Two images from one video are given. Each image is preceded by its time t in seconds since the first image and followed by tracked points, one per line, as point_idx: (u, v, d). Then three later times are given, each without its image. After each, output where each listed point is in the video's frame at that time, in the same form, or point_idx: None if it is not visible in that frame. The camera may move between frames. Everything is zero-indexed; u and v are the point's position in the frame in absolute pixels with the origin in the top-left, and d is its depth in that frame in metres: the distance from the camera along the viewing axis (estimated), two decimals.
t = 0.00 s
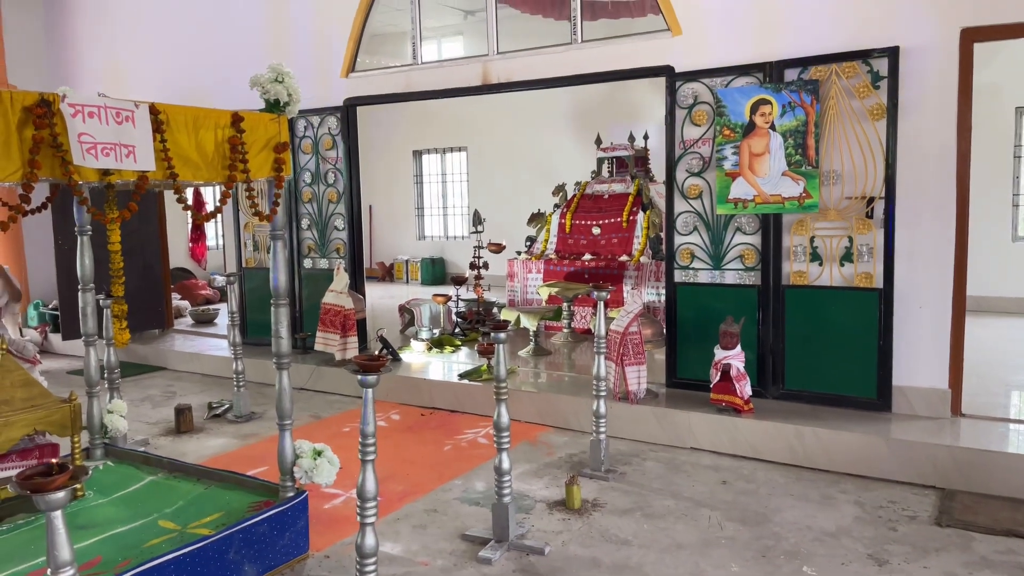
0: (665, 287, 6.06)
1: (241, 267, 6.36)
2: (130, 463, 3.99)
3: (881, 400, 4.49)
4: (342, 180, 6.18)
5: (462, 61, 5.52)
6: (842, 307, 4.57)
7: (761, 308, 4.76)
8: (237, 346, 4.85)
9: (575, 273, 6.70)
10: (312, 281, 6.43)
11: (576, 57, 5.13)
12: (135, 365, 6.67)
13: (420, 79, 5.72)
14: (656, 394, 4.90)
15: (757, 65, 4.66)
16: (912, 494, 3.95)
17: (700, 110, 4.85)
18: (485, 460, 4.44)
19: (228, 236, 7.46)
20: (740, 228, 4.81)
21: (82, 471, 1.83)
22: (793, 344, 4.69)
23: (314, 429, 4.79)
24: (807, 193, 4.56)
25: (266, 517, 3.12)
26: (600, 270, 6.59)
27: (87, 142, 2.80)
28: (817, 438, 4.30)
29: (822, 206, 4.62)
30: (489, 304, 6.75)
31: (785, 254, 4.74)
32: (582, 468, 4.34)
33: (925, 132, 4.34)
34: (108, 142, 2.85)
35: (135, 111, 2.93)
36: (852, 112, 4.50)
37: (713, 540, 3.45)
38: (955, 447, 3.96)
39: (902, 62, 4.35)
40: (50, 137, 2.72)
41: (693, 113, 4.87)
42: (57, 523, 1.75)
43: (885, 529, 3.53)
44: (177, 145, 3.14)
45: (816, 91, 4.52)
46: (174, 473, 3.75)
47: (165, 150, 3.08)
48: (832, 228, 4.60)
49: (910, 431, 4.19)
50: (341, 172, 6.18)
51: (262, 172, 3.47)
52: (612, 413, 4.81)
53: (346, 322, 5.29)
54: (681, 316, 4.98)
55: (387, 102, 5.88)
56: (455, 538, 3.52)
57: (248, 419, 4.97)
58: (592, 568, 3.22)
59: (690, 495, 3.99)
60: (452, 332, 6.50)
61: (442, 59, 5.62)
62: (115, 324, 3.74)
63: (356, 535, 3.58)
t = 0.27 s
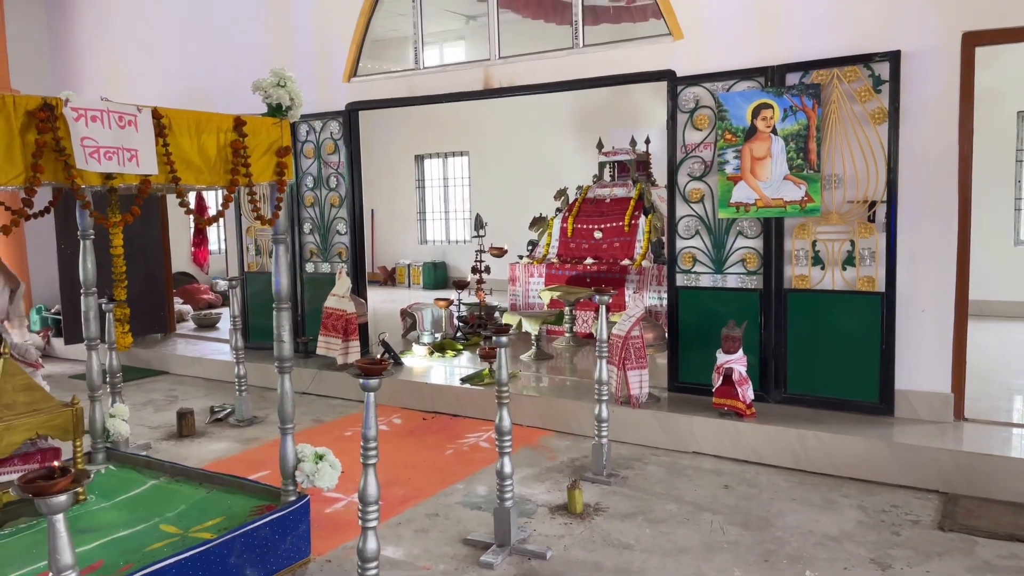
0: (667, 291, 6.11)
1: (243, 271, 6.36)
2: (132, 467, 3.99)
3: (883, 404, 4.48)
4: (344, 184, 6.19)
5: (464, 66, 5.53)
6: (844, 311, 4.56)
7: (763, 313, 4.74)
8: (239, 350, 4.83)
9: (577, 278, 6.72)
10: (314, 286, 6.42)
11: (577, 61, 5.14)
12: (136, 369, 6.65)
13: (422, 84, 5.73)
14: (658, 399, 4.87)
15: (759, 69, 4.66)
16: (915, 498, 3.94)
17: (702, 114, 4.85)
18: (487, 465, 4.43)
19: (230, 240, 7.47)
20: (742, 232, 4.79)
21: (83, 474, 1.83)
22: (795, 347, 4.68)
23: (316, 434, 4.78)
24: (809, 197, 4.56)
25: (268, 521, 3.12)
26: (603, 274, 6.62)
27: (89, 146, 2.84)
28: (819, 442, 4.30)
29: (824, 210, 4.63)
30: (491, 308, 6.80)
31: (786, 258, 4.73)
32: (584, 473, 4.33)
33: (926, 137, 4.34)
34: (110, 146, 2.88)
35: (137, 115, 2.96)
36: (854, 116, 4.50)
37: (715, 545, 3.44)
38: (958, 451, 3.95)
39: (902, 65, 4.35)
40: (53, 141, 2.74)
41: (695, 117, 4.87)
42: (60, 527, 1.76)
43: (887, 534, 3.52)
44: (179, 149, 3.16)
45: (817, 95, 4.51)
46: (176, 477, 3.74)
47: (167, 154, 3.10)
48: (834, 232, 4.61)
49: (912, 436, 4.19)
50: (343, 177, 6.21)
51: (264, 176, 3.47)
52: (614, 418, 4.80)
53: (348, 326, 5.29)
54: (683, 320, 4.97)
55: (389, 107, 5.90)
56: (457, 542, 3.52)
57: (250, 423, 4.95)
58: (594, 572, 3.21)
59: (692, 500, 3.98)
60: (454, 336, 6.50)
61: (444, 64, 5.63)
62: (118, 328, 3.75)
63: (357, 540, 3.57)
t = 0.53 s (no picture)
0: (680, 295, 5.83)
1: (227, 274, 6.03)
2: (106, 482, 3.65)
3: (913, 416, 4.17)
4: (334, 180, 5.86)
5: (462, 53, 5.22)
6: (870, 315, 4.24)
7: (783, 318, 4.43)
8: (220, 357, 4.52)
9: (584, 280, 6.40)
10: (302, 288, 6.11)
11: (582, 49, 4.82)
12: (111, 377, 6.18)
13: (417, 73, 5.42)
14: (671, 411, 4.55)
15: (778, 57, 4.35)
16: (948, 516, 3.64)
17: (717, 105, 4.53)
18: (488, 481, 4.10)
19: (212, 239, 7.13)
20: (760, 231, 4.48)
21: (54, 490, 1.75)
22: (818, 354, 4.37)
23: (303, 447, 4.46)
24: (832, 194, 4.26)
25: (251, 540, 2.78)
26: (610, 276, 6.35)
27: (62, 139, 2.57)
28: (844, 457, 3.99)
29: (848, 208, 4.31)
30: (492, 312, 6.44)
31: (808, 259, 4.41)
32: (591, 489, 4.02)
33: (958, 129, 4.04)
34: (84, 140, 2.60)
35: (113, 106, 2.69)
36: (881, 107, 4.18)
37: (732, 567, 3.14)
38: (994, 467, 3.64)
39: (932, 51, 4.04)
40: (22, 135, 2.50)
41: (709, 108, 4.55)
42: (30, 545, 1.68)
43: (919, 555, 3.23)
44: (157, 142, 2.86)
45: (840, 85, 4.20)
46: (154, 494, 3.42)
47: (145, 148, 2.81)
48: (858, 231, 4.29)
49: (943, 449, 3.89)
50: (333, 172, 5.87)
51: (249, 173, 3.18)
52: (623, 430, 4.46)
53: (338, 332, 4.97)
54: (698, 325, 4.65)
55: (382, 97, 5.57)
56: (453, 563, 3.21)
57: (233, 436, 4.66)
58: None
59: (707, 518, 3.67)
60: (452, 342, 6.20)
61: (441, 51, 5.31)
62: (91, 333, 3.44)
63: (348, 561, 3.25)
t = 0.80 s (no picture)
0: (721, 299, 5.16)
1: (163, 273, 5.13)
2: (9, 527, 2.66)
3: (1009, 449, 3.36)
4: (295, 159, 4.85)
5: (454, 4, 4.34)
6: (956, 325, 3.43)
7: (848, 327, 3.62)
8: (156, 374, 3.69)
9: (602, 281, 5.57)
10: (255, 292, 5.02)
11: None
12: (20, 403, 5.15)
13: (396, 26, 4.49)
14: (709, 442, 3.74)
15: (842, 7, 3.52)
16: None
17: (766, 66, 3.72)
18: (484, 527, 3.25)
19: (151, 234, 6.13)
20: (820, 221, 3.67)
21: None
22: (890, 372, 3.56)
23: (255, 488, 3.62)
24: (908, 174, 3.44)
25: None
26: (635, 276, 5.47)
27: None
28: (923, 499, 3.19)
29: (927, 192, 3.48)
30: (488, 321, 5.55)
31: (877, 255, 3.59)
32: (611, 539, 3.18)
33: None
34: None
35: (23, 67, 2.17)
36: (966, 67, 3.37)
37: None
38: None
39: None
40: None
41: (758, 70, 3.73)
42: None
43: None
44: (79, 113, 2.32)
45: (919, 40, 3.39)
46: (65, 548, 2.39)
47: (63, 119, 2.26)
48: (941, 221, 3.46)
49: None
50: (294, 149, 4.86)
51: (188, 150, 2.62)
52: (650, 467, 3.64)
53: (299, 346, 4.18)
54: (744, 337, 3.83)
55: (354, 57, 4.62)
56: None
57: (171, 473, 3.82)
58: None
59: None
60: (441, 360, 5.34)
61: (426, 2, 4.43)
62: None
63: None
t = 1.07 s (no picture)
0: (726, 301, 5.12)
1: (160, 274, 5.07)
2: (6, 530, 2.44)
3: (1019, 454, 3.30)
4: (294, 158, 4.79)
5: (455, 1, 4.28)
6: (965, 327, 3.37)
7: (854, 330, 3.56)
8: (152, 378, 3.62)
9: (605, 283, 5.52)
10: (254, 294, 4.97)
11: None
12: (15, 406, 5.10)
13: (397, 24, 4.43)
14: (714, 446, 3.68)
15: (849, 4, 3.47)
16: None
17: (771, 64, 3.66)
18: (485, 533, 3.19)
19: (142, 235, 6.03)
20: (827, 221, 3.61)
21: None
22: (897, 375, 3.50)
23: (252, 493, 3.56)
24: (916, 174, 3.38)
25: None
26: (638, 278, 5.42)
27: None
28: (932, 504, 3.13)
29: (936, 192, 3.41)
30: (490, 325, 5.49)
31: (885, 257, 3.52)
32: (614, 545, 3.13)
33: None
34: None
35: (16, 65, 2.12)
36: (975, 66, 3.32)
37: None
38: None
39: None
40: None
41: (762, 68, 3.67)
42: None
43: None
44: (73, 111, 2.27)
45: (926, 38, 3.33)
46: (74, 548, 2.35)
47: (57, 118, 2.21)
48: (950, 222, 3.40)
49: None
50: (293, 149, 4.80)
51: (185, 149, 2.57)
52: (655, 472, 3.58)
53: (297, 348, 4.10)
54: (750, 341, 3.76)
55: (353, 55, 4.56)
56: None
57: (166, 478, 3.75)
58: None
59: None
60: (442, 362, 5.27)
61: None
62: None
63: None
